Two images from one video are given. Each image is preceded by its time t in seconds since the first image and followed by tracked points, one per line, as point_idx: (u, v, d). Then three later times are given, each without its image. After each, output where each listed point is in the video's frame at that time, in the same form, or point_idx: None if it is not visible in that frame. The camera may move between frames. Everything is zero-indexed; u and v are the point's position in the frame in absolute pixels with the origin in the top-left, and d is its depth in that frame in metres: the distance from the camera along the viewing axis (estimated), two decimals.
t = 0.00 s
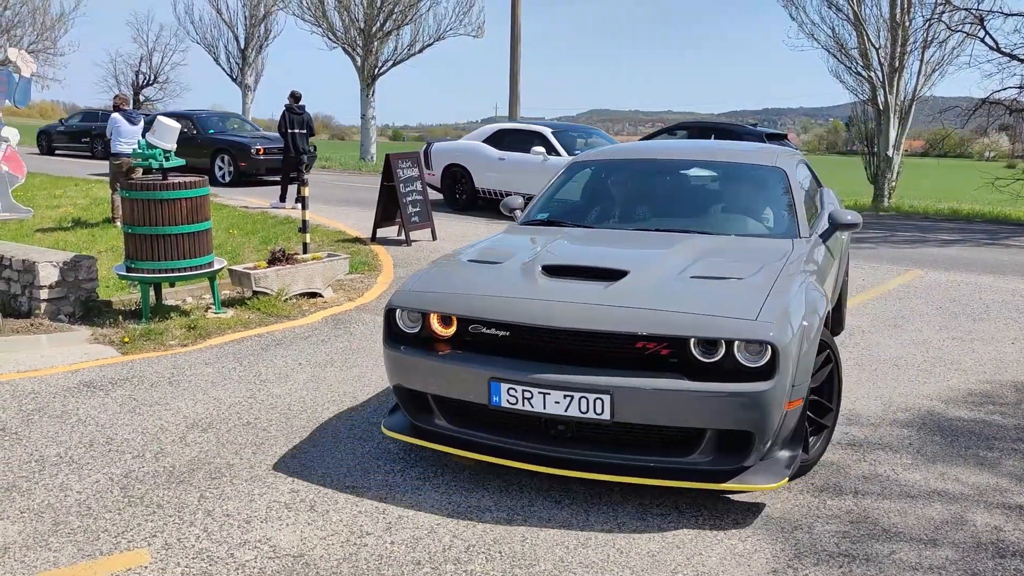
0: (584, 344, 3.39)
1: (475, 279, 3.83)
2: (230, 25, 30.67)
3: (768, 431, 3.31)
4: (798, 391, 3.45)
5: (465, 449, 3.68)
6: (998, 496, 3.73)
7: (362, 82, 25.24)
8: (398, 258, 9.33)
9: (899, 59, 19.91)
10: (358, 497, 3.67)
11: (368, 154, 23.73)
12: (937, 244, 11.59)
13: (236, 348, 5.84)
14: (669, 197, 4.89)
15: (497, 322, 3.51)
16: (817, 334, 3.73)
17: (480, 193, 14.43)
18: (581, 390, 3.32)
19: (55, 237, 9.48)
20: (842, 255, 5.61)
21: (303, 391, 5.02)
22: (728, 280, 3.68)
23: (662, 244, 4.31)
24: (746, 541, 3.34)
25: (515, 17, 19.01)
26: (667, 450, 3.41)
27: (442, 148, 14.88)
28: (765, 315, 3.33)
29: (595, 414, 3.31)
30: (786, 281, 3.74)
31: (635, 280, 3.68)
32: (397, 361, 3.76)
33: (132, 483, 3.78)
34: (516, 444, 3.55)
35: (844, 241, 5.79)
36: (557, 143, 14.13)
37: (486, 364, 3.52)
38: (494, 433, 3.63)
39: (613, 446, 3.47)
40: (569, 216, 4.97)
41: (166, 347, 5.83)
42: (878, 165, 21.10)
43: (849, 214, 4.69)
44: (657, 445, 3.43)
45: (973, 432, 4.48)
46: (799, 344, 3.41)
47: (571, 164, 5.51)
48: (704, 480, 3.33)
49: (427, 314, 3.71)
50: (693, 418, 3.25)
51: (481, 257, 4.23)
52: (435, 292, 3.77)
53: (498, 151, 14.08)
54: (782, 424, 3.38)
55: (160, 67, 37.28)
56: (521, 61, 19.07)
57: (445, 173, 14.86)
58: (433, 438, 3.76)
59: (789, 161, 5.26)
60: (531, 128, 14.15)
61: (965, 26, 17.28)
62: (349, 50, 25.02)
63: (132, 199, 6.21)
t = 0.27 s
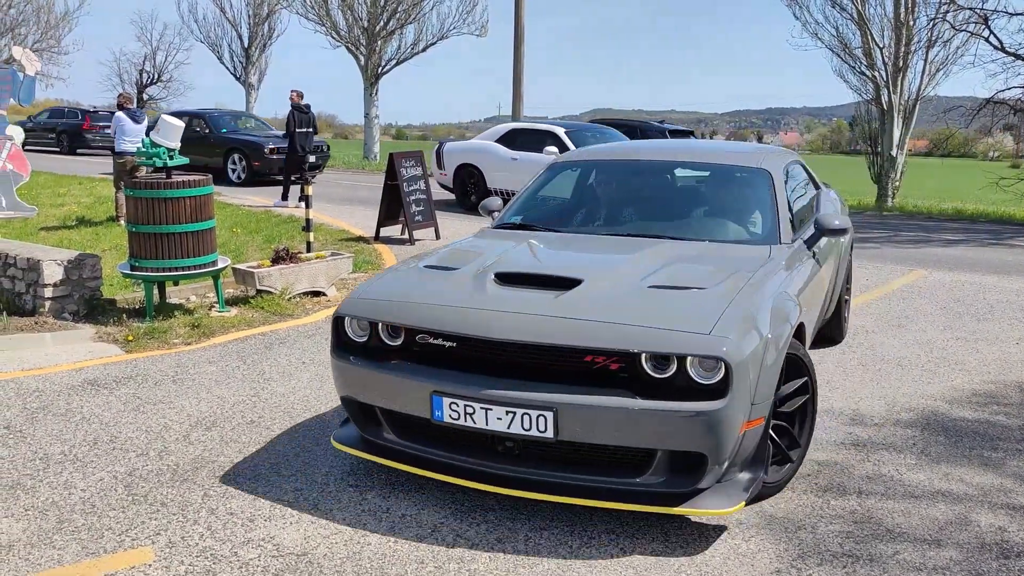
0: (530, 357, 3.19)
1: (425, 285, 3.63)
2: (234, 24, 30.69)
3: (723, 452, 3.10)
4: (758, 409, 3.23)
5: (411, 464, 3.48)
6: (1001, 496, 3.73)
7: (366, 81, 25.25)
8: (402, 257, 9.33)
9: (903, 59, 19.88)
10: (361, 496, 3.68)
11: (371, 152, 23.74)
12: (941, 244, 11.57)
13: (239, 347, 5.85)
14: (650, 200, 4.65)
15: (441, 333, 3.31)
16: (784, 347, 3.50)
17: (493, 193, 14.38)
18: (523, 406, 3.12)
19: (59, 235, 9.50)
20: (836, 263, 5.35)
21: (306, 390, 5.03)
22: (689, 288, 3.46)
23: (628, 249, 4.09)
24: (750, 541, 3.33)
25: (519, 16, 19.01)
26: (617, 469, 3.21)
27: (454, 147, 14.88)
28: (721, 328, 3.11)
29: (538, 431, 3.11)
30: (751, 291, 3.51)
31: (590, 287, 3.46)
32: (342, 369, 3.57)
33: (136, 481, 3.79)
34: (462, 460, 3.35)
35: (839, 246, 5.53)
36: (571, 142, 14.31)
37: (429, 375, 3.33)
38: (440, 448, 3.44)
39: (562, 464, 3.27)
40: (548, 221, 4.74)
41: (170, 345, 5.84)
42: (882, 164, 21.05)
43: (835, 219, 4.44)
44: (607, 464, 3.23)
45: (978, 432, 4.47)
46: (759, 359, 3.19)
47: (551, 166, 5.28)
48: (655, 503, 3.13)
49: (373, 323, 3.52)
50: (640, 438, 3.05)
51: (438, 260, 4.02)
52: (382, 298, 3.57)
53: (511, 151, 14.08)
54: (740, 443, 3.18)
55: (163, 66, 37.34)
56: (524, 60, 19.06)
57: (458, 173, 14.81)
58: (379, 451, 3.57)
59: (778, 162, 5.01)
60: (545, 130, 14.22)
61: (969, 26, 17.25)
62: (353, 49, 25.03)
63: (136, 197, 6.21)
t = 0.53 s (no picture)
0: (473, 368, 3.00)
1: (373, 291, 3.45)
2: (237, 23, 30.71)
3: (673, 473, 2.89)
4: (715, 426, 3.02)
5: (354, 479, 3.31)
6: (1005, 496, 3.73)
7: (369, 80, 25.27)
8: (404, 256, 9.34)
9: (906, 58, 19.85)
10: (365, 494, 3.68)
11: (374, 151, 23.76)
12: (944, 243, 11.56)
13: (242, 346, 5.85)
14: (630, 201, 4.41)
15: (381, 342, 3.13)
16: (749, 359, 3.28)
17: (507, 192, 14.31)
18: (462, 420, 2.94)
19: (63, 234, 9.51)
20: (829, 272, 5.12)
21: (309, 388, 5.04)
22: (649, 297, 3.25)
23: (593, 254, 3.88)
24: (753, 540, 3.34)
25: (522, 15, 19.01)
26: (565, 488, 3.01)
27: (469, 146, 14.80)
28: (672, 339, 2.89)
29: (477, 448, 2.93)
30: (715, 299, 3.29)
31: (542, 295, 3.26)
32: (287, 378, 3.41)
33: (139, 479, 3.80)
34: (404, 475, 3.17)
35: (834, 251, 5.28)
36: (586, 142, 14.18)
37: (369, 386, 3.16)
38: (384, 460, 3.26)
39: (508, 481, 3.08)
40: (525, 222, 4.51)
41: (172, 343, 5.85)
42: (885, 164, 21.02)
43: (820, 225, 4.24)
44: (555, 482, 3.03)
45: (981, 432, 4.47)
46: (714, 373, 2.97)
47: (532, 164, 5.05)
48: (602, 525, 2.93)
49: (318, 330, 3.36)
50: (582, 457, 2.86)
51: (396, 264, 3.84)
52: (327, 304, 3.40)
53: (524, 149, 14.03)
54: (693, 464, 2.96)
55: (167, 65, 37.39)
56: (527, 60, 19.07)
57: (471, 173, 14.77)
58: (326, 465, 3.40)
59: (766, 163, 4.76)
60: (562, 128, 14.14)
61: (973, 25, 17.22)
62: (356, 48, 25.04)
63: (139, 195, 6.22)
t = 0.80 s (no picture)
0: (412, 379, 2.84)
1: (321, 296, 3.31)
2: (240, 21, 30.70)
3: (620, 489, 2.70)
4: (666, 441, 2.83)
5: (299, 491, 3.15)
6: (1008, 496, 3.72)
7: (371, 79, 25.27)
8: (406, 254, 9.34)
9: (909, 58, 19.81)
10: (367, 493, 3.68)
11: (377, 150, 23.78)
12: (946, 243, 11.55)
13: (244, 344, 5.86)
14: (607, 203, 4.20)
15: (321, 350, 2.98)
16: (707, 371, 3.09)
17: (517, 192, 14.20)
18: (398, 431, 2.77)
19: (65, 233, 9.52)
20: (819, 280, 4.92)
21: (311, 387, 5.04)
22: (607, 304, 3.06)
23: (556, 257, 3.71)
24: (755, 540, 3.33)
25: (524, 15, 19.00)
26: (509, 504, 2.82)
27: (482, 146, 14.82)
28: (618, 350, 2.71)
29: (414, 461, 2.76)
30: (674, 307, 3.10)
31: (493, 301, 3.09)
32: (232, 386, 3.27)
33: (141, 478, 3.80)
34: (347, 488, 3.01)
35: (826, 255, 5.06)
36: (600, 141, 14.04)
37: (310, 396, 3.01)
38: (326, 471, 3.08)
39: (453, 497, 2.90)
40: (499, 224, 4.32)
41: (175, 342, 5.85)
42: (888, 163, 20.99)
43: (803, 229, 3.99)
44: (501, 498, 2.84)
45: (983, 432, 4.46)
46: (663, 386, 2.78)
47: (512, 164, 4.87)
48: (546, 544, 2.75)
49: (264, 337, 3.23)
50: (521, 472, 2.68)
51: (355, 269, 3.69)
52: (274, 310, 3.27)
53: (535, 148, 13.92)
54: (643, 480, 2.77)
55: (170, 64, 37.43)
56: (529, 58, 19.06)
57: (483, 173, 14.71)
58: (274, 476, 3.26)
59: (751, 164, 4.55)
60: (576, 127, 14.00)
61: (976, 24, 17.19)
62: (358, 46, 25.04)
63: (141, 194, 6.22)
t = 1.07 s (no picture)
0: (344, 390, 2.70)
1: (264, 301, 3.19)
2: (242, 20, 30.70)
3: (554, 510, 2.54)
4: (607, 458, 2.67)
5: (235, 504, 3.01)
6: (1010, 496, 3.71)
7: (374, 78, 25.29)
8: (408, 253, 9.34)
9: (912, 57, 19.79)
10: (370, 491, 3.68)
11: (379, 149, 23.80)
12: (948, 242, 11.54)
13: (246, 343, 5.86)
14: (581, 206, 4.06)
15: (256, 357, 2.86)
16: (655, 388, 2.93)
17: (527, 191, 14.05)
18: (326, 444, 2.63)
19: (68, 231, 9.53)
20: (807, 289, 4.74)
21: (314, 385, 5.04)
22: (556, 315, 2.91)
23: (515, 263, 3.56)
24: (757, 539, 3.33)
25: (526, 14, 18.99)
26: (443, 522, 2.66)
27: (495, 145, 14.66)
28: (556, 362, 2.56)
29: (341, 476, 2.62)
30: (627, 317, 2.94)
31: (435, 309, 2.94)
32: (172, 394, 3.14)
33: (144, 476, 3.81)
34: (280, 502, 2.87)
35: (816, 261, 4.89)
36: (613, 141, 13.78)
37: (245, 404, 2.88)
38: (262, 483, 2.95)
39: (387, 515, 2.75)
40: (470, 228, 4.18)
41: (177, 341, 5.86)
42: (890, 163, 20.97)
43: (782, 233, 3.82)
44: (435, 516, 2.68)
45: (986, 431, 4.46)
46: (603, 400, 2.63)
47: (490, 166, 4.74)
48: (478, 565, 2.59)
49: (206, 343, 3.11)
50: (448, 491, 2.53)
51: (311, 273, 3.57)
52: (217, 314, 3.15)
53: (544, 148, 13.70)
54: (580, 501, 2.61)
55: (172, 62, 37.46)
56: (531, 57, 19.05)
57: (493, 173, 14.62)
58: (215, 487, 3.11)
59: (733, 168, 4.38)
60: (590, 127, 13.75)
61: (979, 24, 17.18)
62: (360, 45, 25.05)
63: (144, 192, 6.23)
